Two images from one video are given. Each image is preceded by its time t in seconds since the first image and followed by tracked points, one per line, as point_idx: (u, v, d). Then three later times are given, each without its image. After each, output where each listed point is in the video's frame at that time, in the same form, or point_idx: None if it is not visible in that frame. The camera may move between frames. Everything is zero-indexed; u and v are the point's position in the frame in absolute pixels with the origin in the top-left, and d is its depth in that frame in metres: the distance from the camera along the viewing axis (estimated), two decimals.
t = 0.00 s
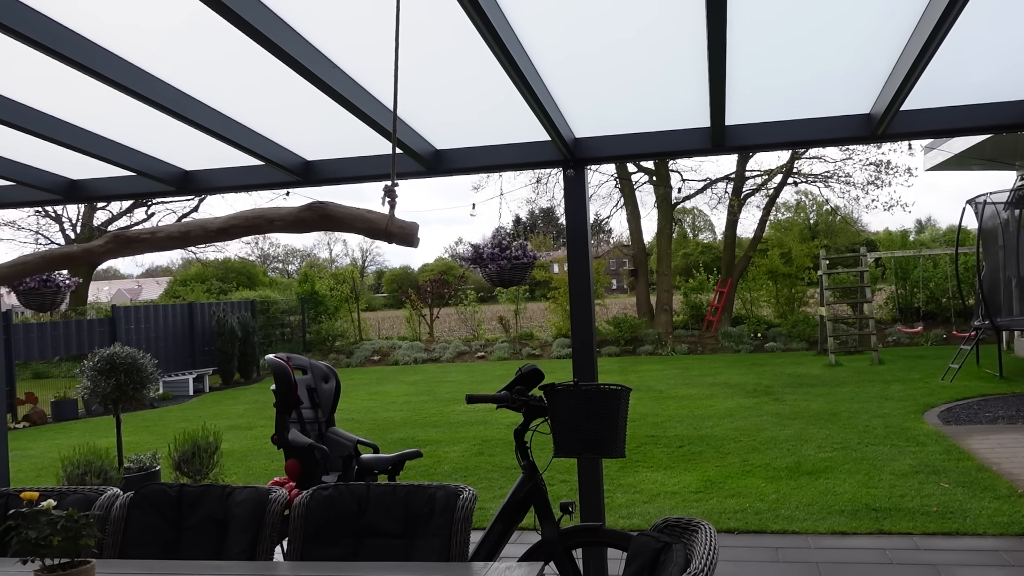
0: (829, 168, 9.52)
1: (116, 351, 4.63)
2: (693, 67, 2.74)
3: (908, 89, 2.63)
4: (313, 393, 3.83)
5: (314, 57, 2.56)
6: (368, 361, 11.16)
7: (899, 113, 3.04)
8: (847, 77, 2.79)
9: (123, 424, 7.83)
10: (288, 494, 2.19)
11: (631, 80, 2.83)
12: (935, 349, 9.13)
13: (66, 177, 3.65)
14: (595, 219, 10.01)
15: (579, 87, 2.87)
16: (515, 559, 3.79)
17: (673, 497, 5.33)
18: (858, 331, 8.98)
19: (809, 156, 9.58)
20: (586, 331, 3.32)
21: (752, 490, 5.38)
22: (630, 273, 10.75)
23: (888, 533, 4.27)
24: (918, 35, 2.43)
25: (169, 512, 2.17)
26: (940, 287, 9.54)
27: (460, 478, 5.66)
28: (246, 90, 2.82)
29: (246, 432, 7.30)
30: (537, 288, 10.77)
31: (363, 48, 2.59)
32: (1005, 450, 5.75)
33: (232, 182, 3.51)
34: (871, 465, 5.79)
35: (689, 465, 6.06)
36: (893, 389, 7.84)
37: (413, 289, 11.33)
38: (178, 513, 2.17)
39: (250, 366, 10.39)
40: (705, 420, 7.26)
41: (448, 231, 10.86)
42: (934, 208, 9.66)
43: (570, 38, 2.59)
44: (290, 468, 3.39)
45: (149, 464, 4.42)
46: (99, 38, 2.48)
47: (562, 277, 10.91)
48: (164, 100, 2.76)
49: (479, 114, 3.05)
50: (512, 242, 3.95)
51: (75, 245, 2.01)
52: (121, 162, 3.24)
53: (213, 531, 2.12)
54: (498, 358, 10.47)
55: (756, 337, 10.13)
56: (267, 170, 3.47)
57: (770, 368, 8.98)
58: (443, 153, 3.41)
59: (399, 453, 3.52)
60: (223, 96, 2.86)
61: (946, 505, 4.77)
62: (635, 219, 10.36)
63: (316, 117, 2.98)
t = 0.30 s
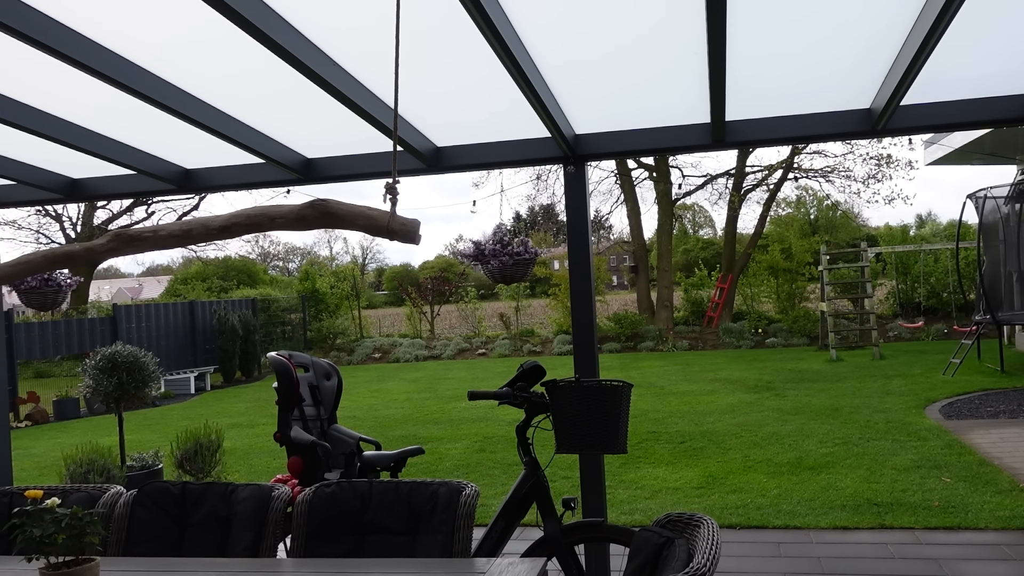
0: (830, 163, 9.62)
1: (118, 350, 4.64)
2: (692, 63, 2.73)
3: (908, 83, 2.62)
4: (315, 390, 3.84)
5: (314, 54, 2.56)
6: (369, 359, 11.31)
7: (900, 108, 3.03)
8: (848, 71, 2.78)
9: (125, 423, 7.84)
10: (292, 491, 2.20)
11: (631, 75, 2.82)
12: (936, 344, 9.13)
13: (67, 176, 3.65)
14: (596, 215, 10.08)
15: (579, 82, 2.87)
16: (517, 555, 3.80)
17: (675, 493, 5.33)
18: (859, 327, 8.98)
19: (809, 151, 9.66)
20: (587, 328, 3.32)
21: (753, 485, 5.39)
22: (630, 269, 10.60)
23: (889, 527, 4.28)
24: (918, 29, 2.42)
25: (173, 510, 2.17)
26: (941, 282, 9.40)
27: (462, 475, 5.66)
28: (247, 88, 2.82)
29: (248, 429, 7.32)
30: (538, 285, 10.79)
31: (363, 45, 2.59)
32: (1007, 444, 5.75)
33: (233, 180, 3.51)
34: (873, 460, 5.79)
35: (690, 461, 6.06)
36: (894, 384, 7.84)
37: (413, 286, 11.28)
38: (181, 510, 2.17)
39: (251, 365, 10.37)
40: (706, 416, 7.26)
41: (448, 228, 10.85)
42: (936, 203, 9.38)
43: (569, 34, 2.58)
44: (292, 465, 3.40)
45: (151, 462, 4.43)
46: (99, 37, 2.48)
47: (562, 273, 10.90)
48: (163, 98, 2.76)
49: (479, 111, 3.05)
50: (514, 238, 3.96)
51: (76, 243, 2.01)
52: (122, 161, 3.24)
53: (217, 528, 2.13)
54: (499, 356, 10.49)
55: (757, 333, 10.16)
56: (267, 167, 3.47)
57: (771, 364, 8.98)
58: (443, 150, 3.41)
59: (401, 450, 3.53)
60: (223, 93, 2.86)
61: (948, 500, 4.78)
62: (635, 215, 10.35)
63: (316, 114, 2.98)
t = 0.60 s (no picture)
0: (824, 160, 9.57)
1: (113, 348, 4.63)
2: (687, 60, 2.73)
3: (902, 80, 2.63)
4: (311, 388, 3.84)
5: (310, 52, 2.55)
6: (365, 356, 11.23)
7: (893, 104, 3.04)
8: (842, 68, 2.78)
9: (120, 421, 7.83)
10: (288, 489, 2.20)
11: (627, 73, 2.82)
12: (929, 340, 9.19)
13: (61, 175, 3.64)
14: (592, 212, 10.15)
15: (574, 80, 2.87)
16: (513, 552, 3.81)
17: (671, 489, 5.35)
18: (853, 323, 9.01)
19: (803, 148, 9.66)
20: (583, 326, 3.33)
21: (748, 481, 5.40)
22: (626, 267, 10.61)
23: (884, 522, 4.30)
24: (913, 26, 2.43)
25: (169, 508, 2.17)
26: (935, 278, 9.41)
27: (458, 472, 5.67)
28: (242, 86, 2.82)
29: (243, 428, 7.31)
30: (533, 283, 10.82)
31: (357, 42, 2.58)
32: (1000, 440, 5.78)
33: (229, 178, 3.50)
34: (867, 456, 5.82)
35: (686, 457, 6.08)
36: (888, 380, 7.88)
37: (409, 283, 11.32)
38: (177, 509, 2.17)
39: (248, 364, 10.44)
40: (701, 412, 7.29)
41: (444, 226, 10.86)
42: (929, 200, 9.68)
43: (565, 31, 2.58)
44: (288, 463, 3.40)
45: (147, 461, 4.43)
46: (92, 34, 2.47)
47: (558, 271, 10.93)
48: (158, 96, 2.75)
49: (475, 109, 3.05)
50: (509, 235, 3.95)
51: (72, 242, 2.01)
52: (117, 159, 3.23)
53: (213, 527, 2.13)
54: (495, 353, 10.50)
55: (751, 330, 10.22)
56: (263, 165, 3.46)
57: (766, 360, 9.01)
58: (439, 148, 3.41)
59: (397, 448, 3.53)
60: (218, 91, 2.85)
61: (942, 495, 4.80)
62: (631, 212, 10.40)
63: (312, 112, 2.98)
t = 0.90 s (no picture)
0: (815, 161, 9.56)
1: (104, 349, 4.61)
2: (678, 62, 2.75)
3: (891, 83, 2.65)
4: (302, 390, 3.84)
5: (301, 53, 2.55)
6: (356, 357, 11.19)
7: (884, 106, 3.06)
8: (833, 71, 2.80)
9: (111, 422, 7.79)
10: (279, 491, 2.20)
11: (618, 75, 2.83)
12: (920, 340, 9.24)
13: (51, 175, 3.62)
14: (583, 212, 10.07)
15: (566, 82, 2.87)
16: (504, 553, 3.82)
17: (662, 490, 5.36)
18: (844, 323, 9.04)
19: (795, 149, 9.67)
20: (574, 328, 3.33)
21: (739, 482, 5.42)
22: (618, 267, 10.67)
23: (874, 523, 4.32)
24: (902, 29, 2.45)
25: (160, 510, 2.17)
26: (926, 279, 9.59)
27: (450, 473, 5.67)
28: (232, 88, 2.81)
29: (234, 428, 7.28)
30: (526, 283, 10.91)
31: (348, 44, 2.58)
32: (989, 440, 5.82)
33: (220, 179, 3.49)
34: (858, 456, 5.85)
35: (677, 458, 6.10)
36: (879, 381, 7.91)
37: (401, 284, 11.30)
38: (168, 511, 2.17)
39: (238, 364, 10.38)
40: (693, 413, 7.31)
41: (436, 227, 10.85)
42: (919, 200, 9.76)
43: (556, 33, 2.59)
44: (279, 464, 3.40)
45: (138, 462, 4.41)
46: (81, 34, 2.46)
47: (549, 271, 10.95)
48: (149, 97, 2.74)
49: (466, 110, 3.05)
50: (501, 237, 3.96)
51: (62, 243, 2.01)
52: (107, 159, 3.21)
53: (204, 529, 2.12)
54: (486, 353, 10.49)
55: (743, 330, 10.25)
56: (254, 166, 3.46)
57: (757, 361, 9.05)
58: (430, 149, 3.41)
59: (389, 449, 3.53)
60: (209, 92, 2.85)
61: (932, 496, 4.83)
62: (622, 213, 10.41)
63: (303, 113, 2.97)
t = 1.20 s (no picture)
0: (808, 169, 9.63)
1: (96, 357, 4.59)
2: (671, 73, 2.76)
3: (883, 94, 2.67)
4: (295, 399, 3.83)
5: (292, 63, 2.56)
6: (350, 365, 11.24)
7: (875, 116, 3.08)
8: (823, 82, 2.83)
9: (102, 430, 7.75)
10: (271, 502, 2.20)
11: (610, 85, 2.85)
12: (913, 348, 9.26)
13: (43, 183, 3.62)
14: (576, 220, 10.12)
15: (557, 92, 2.89)
16: (498, 562, 3.81)
17: (656, 498, 5.36)
18: (837, 331, 9.05)
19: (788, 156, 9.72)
20: (567, 336, 3.34)
21: (733, 490, 5.43)
22: (611, 274, 10.77)
23: (867, 531, 4.34)
24: (893, 40, 2.47)
25: (150, 522, 2.16)
26: (918, 287, 9.61)
27: (443, 481, 5.65)
28: (224, 97, 2.82)
29: (227, 437, 7.25)
30: (519, 290, 10.78)
31: (341, 54, 2.59)
32: (982, 448, 5.84)
33: (213, 188, 3.49)
34: (851, 464, 5.86)
35: (671, 466, 6.10)
36: (872, 388, 7.93)
37: (394, 291, 11.31)
38: (158, 522, 2.16)
39: (230, 370, 10.26)
40: (686, 421, 7.32)
41: (430, 234, 10.85)
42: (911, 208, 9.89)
43: (549, 45, 2.61)
44: (271, 475, 3.38)
45: (130, 471, 4.39)
46: (73, 43, 2.47)
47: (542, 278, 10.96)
48: (141, 106, 2.75)
49: (460, 119, 3.07)
50: (494, 246, 3.97)
51: (54, 254, 2.01)
52: (99, 168, 3.21)
53: (195, 540, 2.11)
54: (480, 360, 10.46)
55: (737, 337, 10.33)
56: (246, 175, 3.46)
57: (751, 368, 9.06)
58: (423, 158, 3.42)
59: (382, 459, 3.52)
60: (201, 101, 2.85)
61: (925, 504, 4.85)
62: (616, 220, 10.43)
63: (295, 122, 2.98)
